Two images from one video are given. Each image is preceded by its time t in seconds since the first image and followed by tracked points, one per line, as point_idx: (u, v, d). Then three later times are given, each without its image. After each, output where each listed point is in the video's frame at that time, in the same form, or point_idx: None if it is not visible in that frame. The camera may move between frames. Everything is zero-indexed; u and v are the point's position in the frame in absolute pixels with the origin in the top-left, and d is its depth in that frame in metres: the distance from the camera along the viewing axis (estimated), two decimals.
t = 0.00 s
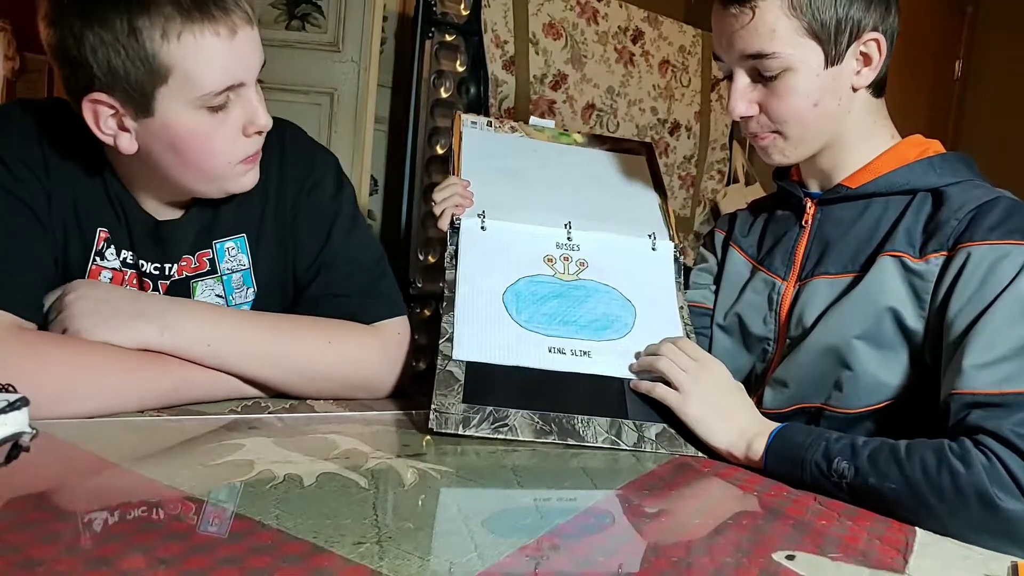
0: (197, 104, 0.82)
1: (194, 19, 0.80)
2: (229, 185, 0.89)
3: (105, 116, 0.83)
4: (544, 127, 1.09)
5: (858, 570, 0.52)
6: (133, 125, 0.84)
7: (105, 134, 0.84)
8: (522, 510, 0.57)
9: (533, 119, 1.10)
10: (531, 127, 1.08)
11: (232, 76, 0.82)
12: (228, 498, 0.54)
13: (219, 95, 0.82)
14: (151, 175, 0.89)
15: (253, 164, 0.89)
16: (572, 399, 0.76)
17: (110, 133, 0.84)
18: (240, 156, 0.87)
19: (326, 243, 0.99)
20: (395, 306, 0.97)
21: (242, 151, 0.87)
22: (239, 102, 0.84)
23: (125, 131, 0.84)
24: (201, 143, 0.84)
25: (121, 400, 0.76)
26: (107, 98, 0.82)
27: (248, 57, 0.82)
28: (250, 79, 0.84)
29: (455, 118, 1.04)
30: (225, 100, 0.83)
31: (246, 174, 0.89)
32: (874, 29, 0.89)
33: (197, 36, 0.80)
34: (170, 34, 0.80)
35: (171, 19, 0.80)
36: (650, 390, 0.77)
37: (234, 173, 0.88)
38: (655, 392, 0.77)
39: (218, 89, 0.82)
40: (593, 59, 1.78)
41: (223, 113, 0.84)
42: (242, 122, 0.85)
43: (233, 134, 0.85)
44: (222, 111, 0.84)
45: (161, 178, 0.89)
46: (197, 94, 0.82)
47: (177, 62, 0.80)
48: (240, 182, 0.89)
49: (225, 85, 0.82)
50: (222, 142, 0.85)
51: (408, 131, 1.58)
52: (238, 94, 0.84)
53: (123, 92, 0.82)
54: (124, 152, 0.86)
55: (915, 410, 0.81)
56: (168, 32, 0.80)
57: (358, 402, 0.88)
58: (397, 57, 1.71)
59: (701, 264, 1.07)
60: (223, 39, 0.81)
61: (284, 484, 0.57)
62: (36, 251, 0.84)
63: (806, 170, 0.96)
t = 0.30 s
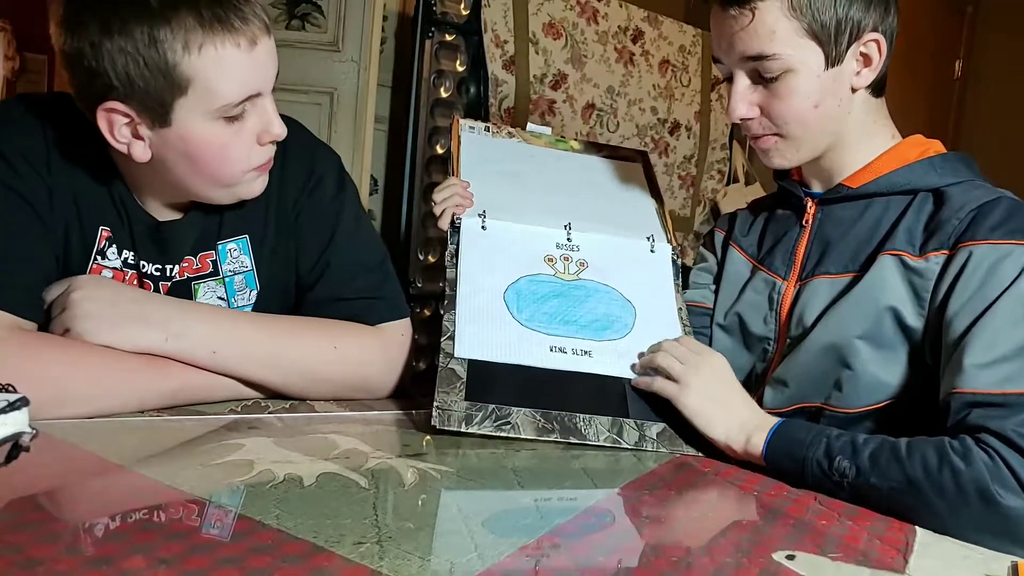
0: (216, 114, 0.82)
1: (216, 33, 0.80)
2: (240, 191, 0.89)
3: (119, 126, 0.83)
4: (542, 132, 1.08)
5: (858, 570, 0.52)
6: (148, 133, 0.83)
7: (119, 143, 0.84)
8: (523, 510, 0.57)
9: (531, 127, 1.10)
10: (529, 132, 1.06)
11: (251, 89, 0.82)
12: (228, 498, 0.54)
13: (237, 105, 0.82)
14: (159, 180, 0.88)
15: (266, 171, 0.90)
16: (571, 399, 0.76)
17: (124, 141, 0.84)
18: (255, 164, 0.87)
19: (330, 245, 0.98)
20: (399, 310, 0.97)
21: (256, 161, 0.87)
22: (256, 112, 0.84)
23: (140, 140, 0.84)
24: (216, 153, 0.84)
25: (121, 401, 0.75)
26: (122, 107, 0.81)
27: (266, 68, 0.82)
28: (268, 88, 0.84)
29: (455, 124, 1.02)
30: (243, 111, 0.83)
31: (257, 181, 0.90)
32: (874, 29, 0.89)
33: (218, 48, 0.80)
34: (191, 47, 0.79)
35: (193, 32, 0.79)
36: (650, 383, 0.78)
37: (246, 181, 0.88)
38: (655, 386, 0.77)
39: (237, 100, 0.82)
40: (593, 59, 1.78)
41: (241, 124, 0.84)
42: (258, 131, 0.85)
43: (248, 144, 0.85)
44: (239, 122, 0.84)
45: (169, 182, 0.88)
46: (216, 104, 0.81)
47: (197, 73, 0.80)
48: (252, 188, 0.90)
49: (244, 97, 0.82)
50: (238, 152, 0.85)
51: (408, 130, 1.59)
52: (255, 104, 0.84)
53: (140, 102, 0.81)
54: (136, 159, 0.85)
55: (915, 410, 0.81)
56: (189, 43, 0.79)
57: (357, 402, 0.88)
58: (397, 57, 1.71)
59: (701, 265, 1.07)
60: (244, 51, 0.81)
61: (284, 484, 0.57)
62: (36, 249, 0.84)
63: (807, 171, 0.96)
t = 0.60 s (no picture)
0: (220, 112, 0.82)
1: (221, 31, 0.80)
2: (243, 190, 0.89)
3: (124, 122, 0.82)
4: (539, 137, 1.08)
5: (857, 570, 0.52)
6: (152, 129, 0.83)
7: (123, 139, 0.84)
8: (523, 510, 0.57)
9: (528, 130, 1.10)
10: (527, 139, 1.07)
11: (256, 86, 0.82)
12: (228, 498, 0.54)
13: (241, 103, 0.82)
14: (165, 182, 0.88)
15: (269, 171, 0.89)
16: (573, 399, 0.76)
17: (128, 138, 0.83)
18: (258, 164, 0.87)
19: (332, 242, 0.98)
20: (399, 311, 0.96)
21: (260, 159, 0.87)
22: (259, 112, 0.84)
23: (144, 136, 0.83)
24: (218, 152, 0.84)
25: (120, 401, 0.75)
26: (127, 102, 0.81)
27: (271, 67, 0.83)
28: (272, 87, 0.84)
29: (453, 127, 1.02)
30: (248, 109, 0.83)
31: (260, 180, 0.89)
32: (872, 33, 0.88)
33: (224, 45, 0.80)
34: (195, 45, 0.79)
35: (198, 31, 0.79)
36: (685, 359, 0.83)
37: (250, 180, 0.88)
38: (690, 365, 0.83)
39: (241, 97, 0.82)
40: (593, 59, 1.78)
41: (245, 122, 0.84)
42: (261, 130, 0.85)
43: (252, 142, 0.85)
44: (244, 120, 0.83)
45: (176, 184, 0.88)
46: (220, 102, 0.81)
47: (203, 70, 0.80)
48: (256, 187, 0.90)
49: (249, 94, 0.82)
50: (242, 151, 0.85)
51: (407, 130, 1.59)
52: (259, 103, 0.84)
53: (148, 98, 0.81)
54: (140, 156, 0.85)
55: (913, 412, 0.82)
56: (195, 39, 0.79)
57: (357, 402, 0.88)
58: (397, 56, 1.71)
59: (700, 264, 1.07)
60: (249, 49, 0.81)
61: (284, 484, 0.57)
62: (37, 249, 0.83)
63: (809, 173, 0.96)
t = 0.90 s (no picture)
0: (243, 66, 0.83)
1: None
2: (248, 159, 0.88)
3: (146, 65, 0.83)
4: (538, 137, 1.07)
5: (857, 570, 0.52)
6: (172, 75, 0.83)
7: (140, 84, 0.84)
8: (522, 510, 0.57)
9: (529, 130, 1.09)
10: (526, 136, 1.06)
11: (283, 48, 0.84)
12: (229, 498, 0.54)
13: (263, 61, 0.84)
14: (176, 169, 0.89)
15: (277, 143, 0.90)
16: (572, 400, 0.76)
17: (146, 82, 0.84)
18: (268, 129, 0.87)
19: (334, 241, 0.98)
20: (399, 312, 0.96)
21: (271, 126, 0.87)
22: (277, 77, 0.85)
23: (162, 83, 0.84)
24: (233, 105, 0.84)
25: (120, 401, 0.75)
26: (153, 43, 0.82)
27: (293, 35, 0.85)
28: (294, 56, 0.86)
29: (450, 125, 1.01)
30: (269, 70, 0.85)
31: (267, 152, 0.89)
32: (868, 34, 0.88)
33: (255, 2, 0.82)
34: None
35: None
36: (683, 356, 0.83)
37: (255, 146, 0.87)
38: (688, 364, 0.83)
39: (264, 54, 0.83)
40: (593, 59, 1.78)
41: (264, 84, 0.85)
42: (276, 98, 0.86)
43: (266, 105, 0.85)
44: (262, 82, 0.85)
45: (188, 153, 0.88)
46: (243, 54, 0.83)
47: (235, 20, 0.82)
48: (260, 158, 0.89)
49: (273, 55, 0.84)
50: (256, 110, 0.85)
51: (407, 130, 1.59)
52: (278, 67, 0.85)
53: (174, 52, 0.82)
54: (156, 102, 0.85)
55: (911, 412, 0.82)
56: None
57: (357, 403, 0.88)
58: (397, 56, 1.71)
59: (702, 266, 1.06)
60: (277, 11, 0.83)
61: (283, 483, 0.57)
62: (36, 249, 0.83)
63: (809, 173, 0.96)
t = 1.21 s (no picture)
0: (240, 62, 0.83)
1: None
2: (250, 150, 0.89)
3: (145, 64, 0.83)
4: (542, 134, 1.07)
5: (857, 569, 0.52)
6: (172, 74, 0.83)
7: (142, 83, 0.84)
8: (523, 510, 0.57)
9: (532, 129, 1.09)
10: (530, 135, 1.06)
11: (279, 40, 0.84)
12: (229, 498, 0.54)
13: (261, 56, 0.84)
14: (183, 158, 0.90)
15: (278, 134, 0.90)
16: (572, 399, 0.76)
17: (147, 81, 0.84)
18: (268, 122, 0.87)
19: (337, 240, 0.98)
20: (399, 313, 0.96)
21: (271, 118, 0.87)
22: (275, 71, 0.85)
23: (162, 80, 0.84)
24: (232, 102, 0.84)
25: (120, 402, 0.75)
26: (152, 43, 0.82)
27: (292, 28, 0.85)
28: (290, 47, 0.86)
29: (456, 126, 1.01)
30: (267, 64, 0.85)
31: (268, 142, 0.90)
32: (864, 40, 0.88)
33: None
34: None
35: None
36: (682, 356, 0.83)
37: (256, 138, 0.88)
38: (687, 361, 0.83)
39: (262, 50, 0.83)
40: (593, 59, 1.78)
41: (262, 78, 0.85)
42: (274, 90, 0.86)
43: (265, 99, 0.86)
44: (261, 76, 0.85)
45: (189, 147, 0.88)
46: (241, 51, 0.83)
47: (229, 18, 0.81)
48: (262, 149, 0.89)
49: (269, 49, 0.84)
50: (255, 105, 0.85)
51: (407, 129, 1.59)
52: (276, 61, 0.85)
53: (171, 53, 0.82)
54: (157, 100, 0.85)
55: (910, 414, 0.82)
56: None
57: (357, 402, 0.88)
58: (397, 56, 1.71)
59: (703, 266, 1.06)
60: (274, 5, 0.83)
61: (284, 484, 0.57)
62: (36, 250, 0.83)
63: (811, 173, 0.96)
